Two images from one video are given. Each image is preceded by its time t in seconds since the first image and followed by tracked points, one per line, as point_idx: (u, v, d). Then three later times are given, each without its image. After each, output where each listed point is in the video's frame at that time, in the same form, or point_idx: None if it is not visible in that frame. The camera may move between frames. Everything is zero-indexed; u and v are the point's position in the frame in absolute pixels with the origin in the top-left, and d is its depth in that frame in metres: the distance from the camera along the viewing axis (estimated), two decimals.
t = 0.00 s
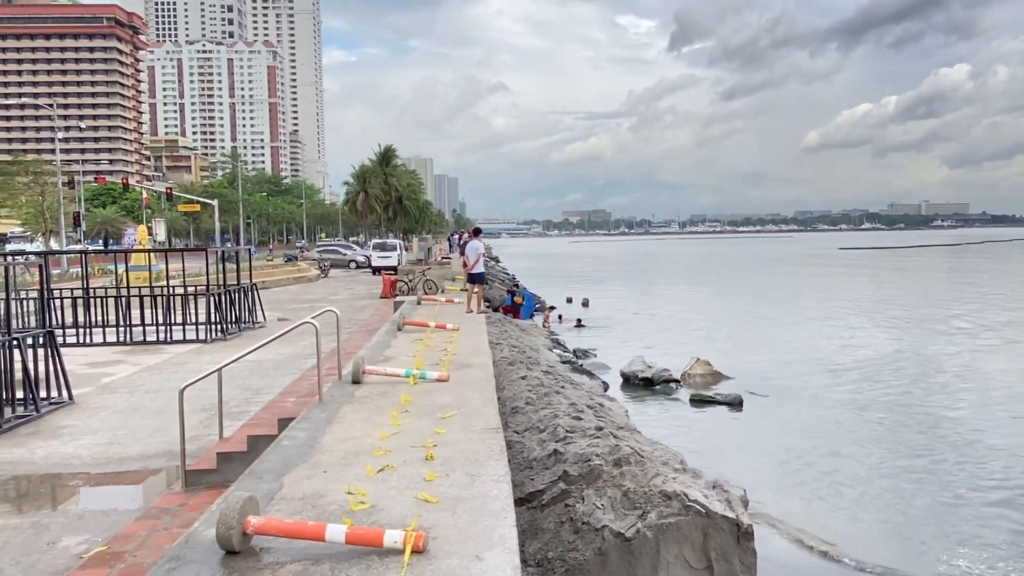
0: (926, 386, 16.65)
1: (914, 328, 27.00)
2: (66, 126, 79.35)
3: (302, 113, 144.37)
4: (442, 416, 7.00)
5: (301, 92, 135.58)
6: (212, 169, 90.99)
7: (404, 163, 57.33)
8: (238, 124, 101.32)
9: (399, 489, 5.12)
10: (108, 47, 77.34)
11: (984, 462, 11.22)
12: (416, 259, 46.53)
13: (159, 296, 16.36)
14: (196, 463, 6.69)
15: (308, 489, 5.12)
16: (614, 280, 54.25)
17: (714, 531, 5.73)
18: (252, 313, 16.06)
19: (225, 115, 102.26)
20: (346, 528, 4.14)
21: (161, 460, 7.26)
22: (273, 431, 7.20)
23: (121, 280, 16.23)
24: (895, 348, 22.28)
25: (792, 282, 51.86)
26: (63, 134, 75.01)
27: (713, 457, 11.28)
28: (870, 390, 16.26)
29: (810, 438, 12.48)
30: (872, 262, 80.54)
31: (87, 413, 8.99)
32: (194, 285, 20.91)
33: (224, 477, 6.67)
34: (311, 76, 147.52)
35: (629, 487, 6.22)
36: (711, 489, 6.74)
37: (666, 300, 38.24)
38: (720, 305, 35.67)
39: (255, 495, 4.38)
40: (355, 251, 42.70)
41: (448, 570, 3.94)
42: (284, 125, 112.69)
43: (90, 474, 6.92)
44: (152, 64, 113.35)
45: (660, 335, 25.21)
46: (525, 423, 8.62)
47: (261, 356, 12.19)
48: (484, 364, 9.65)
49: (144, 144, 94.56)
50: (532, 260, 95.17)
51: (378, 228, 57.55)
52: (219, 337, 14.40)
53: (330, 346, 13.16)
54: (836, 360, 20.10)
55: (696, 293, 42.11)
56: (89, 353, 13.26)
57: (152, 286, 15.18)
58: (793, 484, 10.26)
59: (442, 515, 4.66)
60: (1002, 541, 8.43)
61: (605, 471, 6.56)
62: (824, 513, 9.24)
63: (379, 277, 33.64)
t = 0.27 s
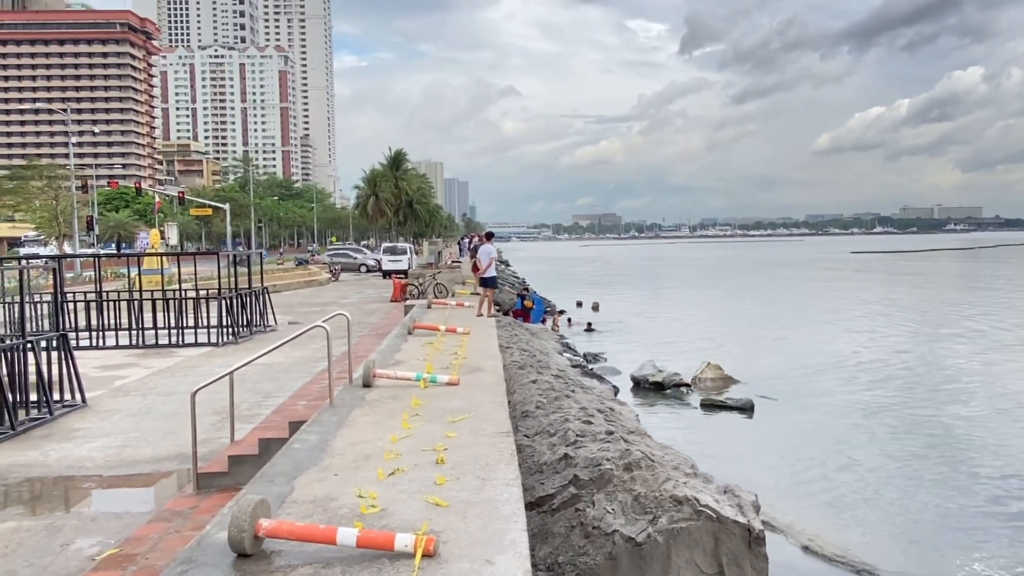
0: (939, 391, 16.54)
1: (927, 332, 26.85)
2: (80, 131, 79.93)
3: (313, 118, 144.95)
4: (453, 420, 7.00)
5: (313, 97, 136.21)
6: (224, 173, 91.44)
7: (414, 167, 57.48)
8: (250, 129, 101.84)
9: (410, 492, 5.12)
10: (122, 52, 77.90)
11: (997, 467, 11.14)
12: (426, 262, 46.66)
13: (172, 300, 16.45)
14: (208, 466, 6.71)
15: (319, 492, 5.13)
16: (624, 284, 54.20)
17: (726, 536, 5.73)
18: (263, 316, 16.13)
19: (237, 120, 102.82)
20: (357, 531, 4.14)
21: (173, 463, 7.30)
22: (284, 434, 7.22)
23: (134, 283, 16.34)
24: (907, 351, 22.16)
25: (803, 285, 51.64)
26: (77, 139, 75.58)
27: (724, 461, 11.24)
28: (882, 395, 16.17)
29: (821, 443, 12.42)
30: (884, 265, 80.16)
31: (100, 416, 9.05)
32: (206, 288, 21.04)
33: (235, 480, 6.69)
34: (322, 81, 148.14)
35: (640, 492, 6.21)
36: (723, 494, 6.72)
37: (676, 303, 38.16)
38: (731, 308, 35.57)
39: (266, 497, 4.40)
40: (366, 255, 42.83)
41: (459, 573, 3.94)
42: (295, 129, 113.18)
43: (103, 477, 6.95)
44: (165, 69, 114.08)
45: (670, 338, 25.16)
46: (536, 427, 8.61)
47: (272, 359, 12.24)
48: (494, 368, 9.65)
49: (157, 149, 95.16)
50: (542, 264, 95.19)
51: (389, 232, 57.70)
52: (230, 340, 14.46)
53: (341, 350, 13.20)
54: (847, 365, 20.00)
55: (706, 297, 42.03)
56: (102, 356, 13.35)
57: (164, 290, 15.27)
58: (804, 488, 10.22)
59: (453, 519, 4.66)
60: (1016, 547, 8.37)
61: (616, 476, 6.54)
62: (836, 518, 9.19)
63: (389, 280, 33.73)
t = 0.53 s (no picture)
0: (952, 395, 16.45)
1: (939, 336, 26.70)
2: (93, 134, 80.41)
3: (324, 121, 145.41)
4: (463, 422, 7.00)
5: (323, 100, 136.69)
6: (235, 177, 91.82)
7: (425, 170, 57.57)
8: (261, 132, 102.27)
9: (421, 495, 5.13)
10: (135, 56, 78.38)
11: (1011, 472, 11.07)
12: (436, 265, 46.72)
13: (183, 302, 16.52)
14: (219, 468, 6.73)
15: (330, 494, 5.14)
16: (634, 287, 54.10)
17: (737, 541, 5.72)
18: (274, 318, 16.17)
19: (248, 123, 103.26)
20: (368, 534, 4.15)
21: (185, 464, 7.33)
22: (295, 436, 7.23)
23: (146, 285, 16.41)
24: (919, 355, 22.05)
25: (814, 288, 51.44)
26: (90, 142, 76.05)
27: (734, 465, 11.20)
28: (894, 399, 16.09)
29: (833, 446, 12.36)
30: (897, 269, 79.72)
31: (113, 417, 9.09)
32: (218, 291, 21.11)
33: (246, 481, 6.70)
34: (333, 84, 148.64)
35: (650, 495, 6.19)
36: (734, 498, 6.70)
37: (686, 307, 38.06)
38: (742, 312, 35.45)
39: (278, 500, 4.41)
40: (376, 257, 42.91)
41: None
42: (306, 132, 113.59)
43: (115, 478, 6.99)
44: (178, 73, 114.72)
45: (681, 342, 25.10)
46: (546, 430, 8.60)
47: (283, 361, 12.27)
48: (505, 371, 9.65)
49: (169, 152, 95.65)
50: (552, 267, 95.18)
51: (399, 235, 57.77)
52: (241, 342, 14.51)
53: (352, 352, 13.23)
54: (859, 368, 19.91)
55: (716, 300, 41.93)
56: (114, 358, 13.41)
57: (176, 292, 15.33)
58: (816, 492, 10.17)
59: (463, 522, 4.66)
60: None
61: (626, 479, 6.52)
62: (848, 522, 9.14)
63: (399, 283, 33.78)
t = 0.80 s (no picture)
0: (970, 399, 16.30)
1: (957, 339, 26.48)
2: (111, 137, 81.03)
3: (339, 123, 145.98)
4: (478, 425, 7.00)
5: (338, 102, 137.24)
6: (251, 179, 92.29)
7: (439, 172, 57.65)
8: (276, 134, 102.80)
9: (437, 497, 5.13)
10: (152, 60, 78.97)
11: None
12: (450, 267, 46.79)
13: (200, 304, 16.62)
14: (236, 469, 6.76)
15: (347, 496, 5.16)
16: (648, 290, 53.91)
17: (753, 545, 5.70)
18: (290, 320, 16.23)
19: (264, 125, 103.83)
20: (385, 536, 4.15)
21: (202, 464, 7.37)
22: (312, 437, 7.26)
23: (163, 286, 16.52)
24: (936, 359, 21.86)
25: (830, 291, 51.10)
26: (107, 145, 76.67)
27: (750, 469, 11.14)
28: (911, 402, 15.96)
29: (849, 451, 12.27)
30: (914, 271, 79.11)
31: (131, 418, 9.16)
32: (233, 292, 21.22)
33: (263, 482, 6.73)
34: (347, 86, 149.23)
35: (666, 499, 6.16)
36: (750, 502, 6.66)
37: (700, 309, 37.93)
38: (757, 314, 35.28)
39: (296, 501, 4.42)
40: (390, 259, 43.01)
41: None
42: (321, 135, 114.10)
43: (134, 478, 7.04)
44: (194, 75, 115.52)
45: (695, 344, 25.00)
46: (561, 433, 8.58)
47: (299, 362, 12.32)
48: (519, 373, 9.63)
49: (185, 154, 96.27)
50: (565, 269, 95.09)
51: (413, 237, 57.87)
52: (257, 343, 14.58)
53: (367, 354, 13.26)
54: (876, 372, 19.77)
55: (730, 302, 41.76)
56: (132, 359, 13.51)
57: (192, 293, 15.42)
58: (832, 497, 10.10)
59: (480, 524, 4.66)
60: None
61: (642, 482, 6.48)
62: (865, 527, 9.08)
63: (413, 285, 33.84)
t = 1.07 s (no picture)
0: (987, 402, 16.17)
1: (973, 341, 26.28)
2: (126, 138, 81.61)
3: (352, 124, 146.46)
4: (493, 426, 6.99)
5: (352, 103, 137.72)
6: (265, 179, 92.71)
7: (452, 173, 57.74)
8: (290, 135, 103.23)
9: (453, 499, 5.12)
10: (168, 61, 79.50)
11: None
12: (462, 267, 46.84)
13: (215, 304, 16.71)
14: (252, 468, 6.78)
15: (363, 497, 5.16)
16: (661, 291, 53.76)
17: (769, 549, 5.66)
18: (304, 320, 16.29)
19: (277, 126, 104.30)
20: (403, 537, 4.15)
21: (218, 464, 7.40)
22: (327, 437, 7.27)
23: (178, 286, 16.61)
24: (951, 361, 21.70)
25: (844, 293, 50.84)
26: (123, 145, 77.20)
27: (765, 471, 11.08)
28: (926, 405, 15.84)
29: (865, 453, 12.19)
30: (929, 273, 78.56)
31: (147, 417, 9.21)
32: (248, 292, 21.32)
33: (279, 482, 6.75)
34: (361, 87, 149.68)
35: (681, 502, 6.13)
36: (766, 505, 6.62)
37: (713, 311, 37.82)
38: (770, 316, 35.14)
39: (314, 502, 4.42)
40: (403, 260, 43.11)
41: None
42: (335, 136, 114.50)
43: (151, 477, 7.07)
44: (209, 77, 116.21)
45: (709, 346, 24.91)
46: (575, 434, 8.55)
47: (313, 363, 12.36)
48: (533, 374, 9.62)
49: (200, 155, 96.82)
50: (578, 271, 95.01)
51: (426, 238, 57.96)
52: (272, 343, 14.64)
53: (380, 354, 13.29)
54: (891, 374, 19.64)
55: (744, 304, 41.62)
56: (148, 359, 13.59)
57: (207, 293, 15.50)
58: (848, 500, 10.03)
59: (496, 526, 4.65)
60: None
61: (657, 485, 6.44)
62: (881, 530, 9.01)
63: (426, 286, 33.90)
